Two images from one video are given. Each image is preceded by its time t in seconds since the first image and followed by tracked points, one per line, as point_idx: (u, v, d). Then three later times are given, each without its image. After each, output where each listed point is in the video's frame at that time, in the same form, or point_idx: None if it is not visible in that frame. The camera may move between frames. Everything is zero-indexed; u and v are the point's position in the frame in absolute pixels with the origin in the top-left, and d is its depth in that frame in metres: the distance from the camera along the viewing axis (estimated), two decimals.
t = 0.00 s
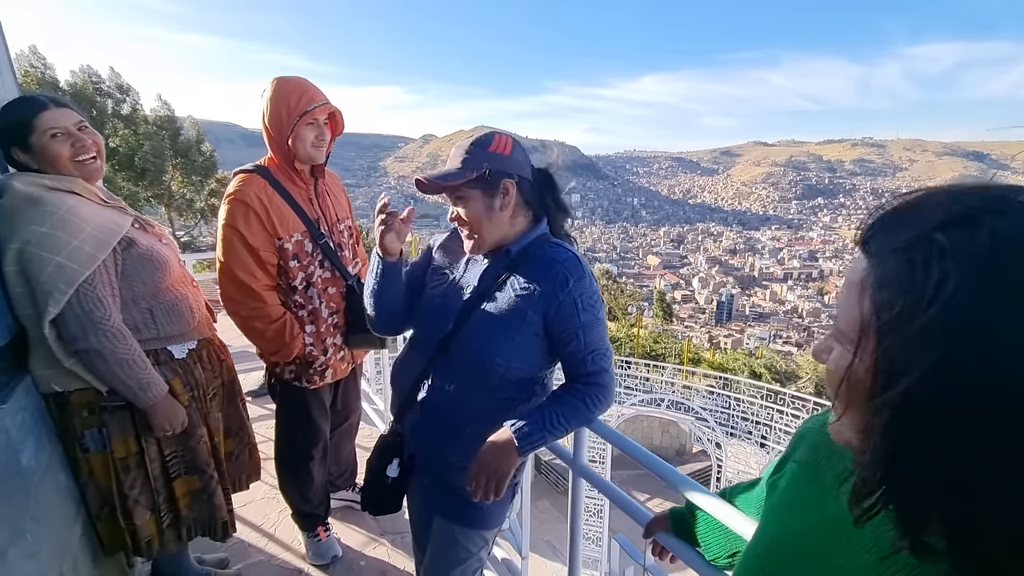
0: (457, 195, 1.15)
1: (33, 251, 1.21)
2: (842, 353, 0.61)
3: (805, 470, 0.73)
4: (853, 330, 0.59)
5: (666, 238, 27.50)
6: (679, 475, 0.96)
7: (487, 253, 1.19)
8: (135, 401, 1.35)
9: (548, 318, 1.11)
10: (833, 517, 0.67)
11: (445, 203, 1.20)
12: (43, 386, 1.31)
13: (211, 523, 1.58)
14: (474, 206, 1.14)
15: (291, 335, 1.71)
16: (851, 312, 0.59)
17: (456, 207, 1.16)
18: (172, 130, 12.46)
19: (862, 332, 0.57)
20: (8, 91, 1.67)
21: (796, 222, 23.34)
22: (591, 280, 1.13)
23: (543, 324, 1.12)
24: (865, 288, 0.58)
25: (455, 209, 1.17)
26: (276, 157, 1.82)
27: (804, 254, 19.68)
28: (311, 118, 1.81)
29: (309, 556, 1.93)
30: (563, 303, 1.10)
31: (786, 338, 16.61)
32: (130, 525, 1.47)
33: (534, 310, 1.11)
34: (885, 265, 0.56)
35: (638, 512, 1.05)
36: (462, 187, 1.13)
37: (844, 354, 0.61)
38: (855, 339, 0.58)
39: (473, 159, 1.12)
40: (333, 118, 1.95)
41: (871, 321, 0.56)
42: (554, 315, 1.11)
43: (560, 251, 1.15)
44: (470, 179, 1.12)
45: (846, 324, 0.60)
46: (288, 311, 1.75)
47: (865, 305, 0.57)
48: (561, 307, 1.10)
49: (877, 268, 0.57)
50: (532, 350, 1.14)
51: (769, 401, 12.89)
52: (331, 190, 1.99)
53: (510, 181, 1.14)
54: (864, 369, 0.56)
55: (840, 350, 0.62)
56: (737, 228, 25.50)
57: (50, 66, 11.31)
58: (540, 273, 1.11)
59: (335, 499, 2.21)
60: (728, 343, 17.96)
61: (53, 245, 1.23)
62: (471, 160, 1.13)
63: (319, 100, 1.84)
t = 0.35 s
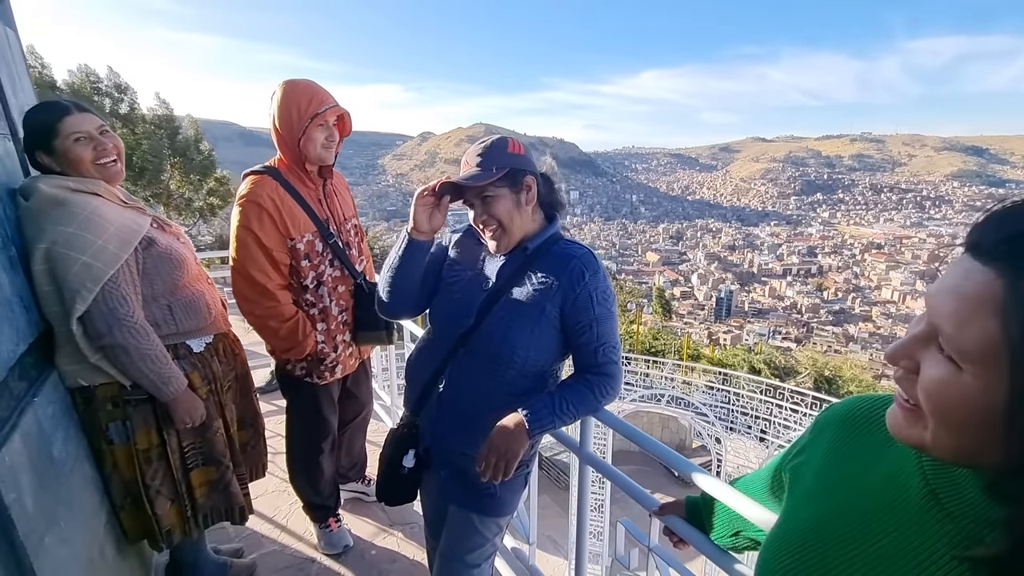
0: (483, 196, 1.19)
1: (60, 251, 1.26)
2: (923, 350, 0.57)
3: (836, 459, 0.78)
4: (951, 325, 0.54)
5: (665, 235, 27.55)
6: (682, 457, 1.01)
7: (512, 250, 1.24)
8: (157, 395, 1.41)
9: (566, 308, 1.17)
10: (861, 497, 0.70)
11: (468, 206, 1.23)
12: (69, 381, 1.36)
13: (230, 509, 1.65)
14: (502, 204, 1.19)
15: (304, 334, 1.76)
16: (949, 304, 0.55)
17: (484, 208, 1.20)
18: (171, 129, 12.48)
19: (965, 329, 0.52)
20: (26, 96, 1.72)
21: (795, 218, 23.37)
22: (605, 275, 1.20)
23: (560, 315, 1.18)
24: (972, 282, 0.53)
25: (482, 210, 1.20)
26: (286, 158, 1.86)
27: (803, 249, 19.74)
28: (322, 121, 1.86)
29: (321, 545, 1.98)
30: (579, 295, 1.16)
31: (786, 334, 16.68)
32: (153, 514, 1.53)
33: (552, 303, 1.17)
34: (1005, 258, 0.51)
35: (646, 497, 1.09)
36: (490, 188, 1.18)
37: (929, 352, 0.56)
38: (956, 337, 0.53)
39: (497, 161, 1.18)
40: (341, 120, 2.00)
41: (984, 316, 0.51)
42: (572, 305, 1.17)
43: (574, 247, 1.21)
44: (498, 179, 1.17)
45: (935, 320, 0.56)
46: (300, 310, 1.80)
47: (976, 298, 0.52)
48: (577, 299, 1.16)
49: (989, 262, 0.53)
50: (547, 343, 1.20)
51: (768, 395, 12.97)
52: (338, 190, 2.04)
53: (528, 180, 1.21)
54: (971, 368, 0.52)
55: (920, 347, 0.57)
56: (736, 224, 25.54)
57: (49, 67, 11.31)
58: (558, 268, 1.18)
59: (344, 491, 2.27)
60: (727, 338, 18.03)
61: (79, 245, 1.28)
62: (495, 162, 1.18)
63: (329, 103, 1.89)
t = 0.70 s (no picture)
0: (497, 191, 1.26)
1: (83, 257, 1.33)
2: (926, 325, 0.61)
3: (827, 424, 0.83)
4: (956, 301, 0.58)
5: (659, 230, 27.67)
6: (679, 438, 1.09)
7: (519, 244, 1.31)
8: (177, 393, 1.49)
9: (570, 298, 1.26)
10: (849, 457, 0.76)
11: (480, 201, 1.30)
12: (91, 381, 1.43)
13: (243, 505, 1.71)
14: (515, 199, 1.26)
15: (309, 328, 1.83)
16: (956, 282, 0.59)
17: (497, 202, 1.27)
18: (162, 134, 12.46)
19: (967, 305, 0.56)
20: (38, 108, 1.78)
21: (788, 211, 23.52)
22: (606, 269, 1.28)
23: (565, 306, 1.26)
24: (974, 262, 0.57)
25: (495, 204, 1.27)
26: (293, 162, 1.93)
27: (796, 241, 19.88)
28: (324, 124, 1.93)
29: (331, 537, 2.05)
30: (581, 286, 1.25)
31: (781, 326, 16.82)
32: (170, 509, 1.59)
33: (557, 294, 1.25)
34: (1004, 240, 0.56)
35: (643, 475, 1.17)
36: (505, 184, 1.25)
37: (931, 327, 0.60)
38: (960, 312, 0.57)
39: (510, 159, 1.25)
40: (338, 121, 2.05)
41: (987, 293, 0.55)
42: (575, 294, 1.25)
43: (575, 242, 1.30)
44: (512, 176, 1.25)
45: (938, 298, 0.60)
46: (307, 305, 1.87)
47: (979, 276, 0.56)
48: (580, 291, 1.25)
49: (991, 243, 0.57)
50: (554, 333, 1.27)
51: (764, 387, 13.09)
52: (346, 192, 2.10)
53: (538, 179, 1.30)
54: (972, 342, 0.56)
55: (923, 322, 0.62)
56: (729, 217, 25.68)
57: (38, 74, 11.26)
58: (562, 261, 1.26)
59: (352, 485, 2.34)
60: (723, 331, 18.15)
61: (102, 252, 1.35)
62: (508, 160, 1.25)
63: (318, 103, 1.93)
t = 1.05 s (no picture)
0: (503, 180, 1.31)
1: (86, 252, 1.37)
2: (943, 311, 0.59)
3: (782, 393, 0.88)
4: (978, 286, 0.57)
5: (648, 228, 27.86)
6: (661, 418, 1.16)
7: (516, 236, 1.35)
8: (178, 383, 1.54)
9: (564, 288, 1.32)
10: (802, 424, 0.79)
11: (483, 188, 1.33)
12: (94, 373, 1.46)
13: (243, 495, 1.76)
14: (519, 191, 1.32)
15: (305, 318, 1.88)
16: (972, 267, 0.58)
17: (502, 191, 1.31)
18: (149, 133, 12.36)
19: (1000, 287, 0.56)
20: (36, 107, 1.81)
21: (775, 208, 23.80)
22: (597, 261, 1.35)
23: (560, 295, 1.33)
24: (987, 246, 0.58)
25: (500, 193, 1.31)
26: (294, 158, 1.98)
27: (784, 238, 20.11)
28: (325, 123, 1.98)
29: (328, 526, 2.10)
30: (574, 277, 1.31)
31: (769, 322, 17.03)
32: (172, 498, 1.62)
33: (553, 285, 1.31)
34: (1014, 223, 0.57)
35: (629, 455, 1.24)
36: (512, 174, 1.30)
37: (949, 314, 0.59)
38: (991, 296, 0.56)
39: (515, 153, 1.31)
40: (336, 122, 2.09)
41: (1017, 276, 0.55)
42: (569, 284, 1.31)
43: (567, 236, 1.36)
44: (518, 168, 1.31)
45: (957, 281, 0.59)
46: (303, 296, 1.92)
47: (1001, 262, 0.56)
48: (573, 282, 1.31)
49: (999, 226, 0.58)
50: (549, 322, 1.34)
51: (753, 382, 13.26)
52: (345, 189, 2.15)
53: (538, 178, 1.37)
54: (1004, 326, 0.55)
55: (936, 309, 0.60)
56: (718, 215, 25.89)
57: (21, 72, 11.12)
58: (557, 253, 1.32)
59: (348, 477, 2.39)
60: (712, 328, 18.32)
61: (105, 247, 1.40)
62: (513, 154, 1.31)
63: (318, 102, 1.97)
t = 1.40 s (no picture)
0: (505, 179, 1.35)
1: (82, 249, 1.39)
2: (918, 299, 0.64)
3: (756, 383, 0.92)
4: (949, 274, 0.62)
5: (640, 228, 27.99)
6: (647, 410, 1.20)
7: (509, 236, 1.39)
8: (173, 379, 1.56)
9: (555, 285, 1.36)
10: (777, 409, 0.83)
11: (484, 186, 1.35)
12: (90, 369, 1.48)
13: (234, 494, 1.77)
14: (520, 191, 1.36)
15: (305, 313, 1.91)
16: (940, 259, 0.63)
17: (504, 190, 1.35)
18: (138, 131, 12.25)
19: (968, 276, 0.61)
20: (30, 105, 1.82)
21: (765, 209, 24.03)
22: (587, 259, 1.39)
23: (551, 292, 1.37)
24: (953, 238, 0.63)
25: (502, 192, 1.35)
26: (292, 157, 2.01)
27: (773, 238, 20.31)
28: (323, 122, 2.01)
29: (322, 521, 2.12)
30: (565, 274, 1.35)
31: (758, 321, 17.20)
32: (166, 493, 1.65)
33: (545, 281, 1.35)
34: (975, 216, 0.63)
35: (616, 446, 1.29)
36: (514, 174, 1.34)
37: (923, 303, 0.63)
38: (959, 285, 0.61)
39: (517, 155, 1.35)
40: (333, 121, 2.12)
41: (983, 264, 0.60)
42: (559, 281, 1.35)
43: (558, 234, 1.39)
44: (521, 168, 1.34)
45: (929, 272, 0.63)
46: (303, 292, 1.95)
47: (966, 253, 0.61)
48: (564, 278, 1.35)
49: (962, 219, 0.63)
50: (540, 317, 1.37)
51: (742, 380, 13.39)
52: (341, 187, 2.18)
53: (535, 181, 1.41)
54: (974, 310, 0.60)
55: (912, 297, 0.64)
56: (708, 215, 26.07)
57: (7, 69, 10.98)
58: (548, 251, 1.36)
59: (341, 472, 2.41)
60: (703, 327, 18.48)
61: (101, 243, 1.41)
62: (515, 155, 1.34)
63: (315, 102, 1.99)
